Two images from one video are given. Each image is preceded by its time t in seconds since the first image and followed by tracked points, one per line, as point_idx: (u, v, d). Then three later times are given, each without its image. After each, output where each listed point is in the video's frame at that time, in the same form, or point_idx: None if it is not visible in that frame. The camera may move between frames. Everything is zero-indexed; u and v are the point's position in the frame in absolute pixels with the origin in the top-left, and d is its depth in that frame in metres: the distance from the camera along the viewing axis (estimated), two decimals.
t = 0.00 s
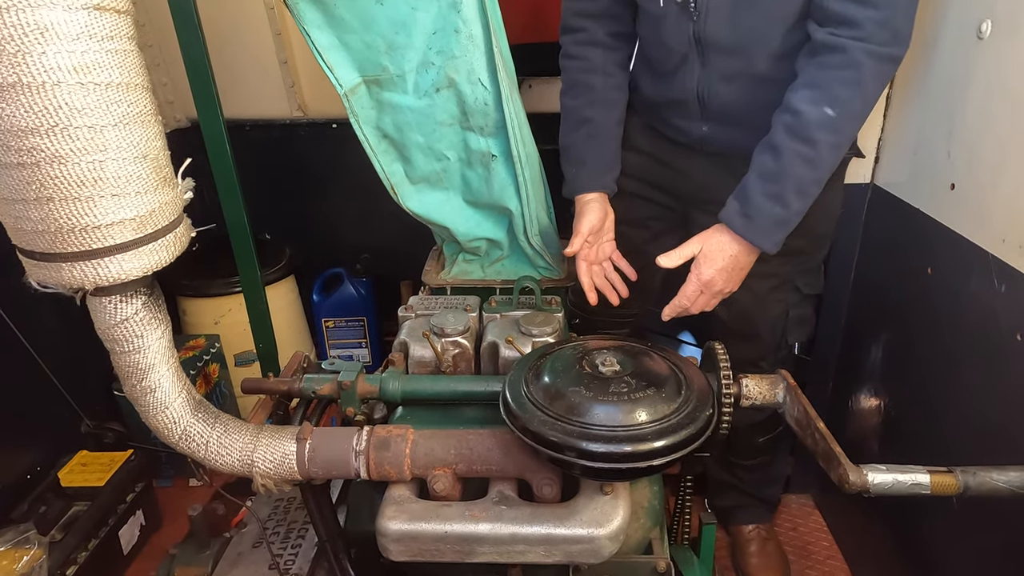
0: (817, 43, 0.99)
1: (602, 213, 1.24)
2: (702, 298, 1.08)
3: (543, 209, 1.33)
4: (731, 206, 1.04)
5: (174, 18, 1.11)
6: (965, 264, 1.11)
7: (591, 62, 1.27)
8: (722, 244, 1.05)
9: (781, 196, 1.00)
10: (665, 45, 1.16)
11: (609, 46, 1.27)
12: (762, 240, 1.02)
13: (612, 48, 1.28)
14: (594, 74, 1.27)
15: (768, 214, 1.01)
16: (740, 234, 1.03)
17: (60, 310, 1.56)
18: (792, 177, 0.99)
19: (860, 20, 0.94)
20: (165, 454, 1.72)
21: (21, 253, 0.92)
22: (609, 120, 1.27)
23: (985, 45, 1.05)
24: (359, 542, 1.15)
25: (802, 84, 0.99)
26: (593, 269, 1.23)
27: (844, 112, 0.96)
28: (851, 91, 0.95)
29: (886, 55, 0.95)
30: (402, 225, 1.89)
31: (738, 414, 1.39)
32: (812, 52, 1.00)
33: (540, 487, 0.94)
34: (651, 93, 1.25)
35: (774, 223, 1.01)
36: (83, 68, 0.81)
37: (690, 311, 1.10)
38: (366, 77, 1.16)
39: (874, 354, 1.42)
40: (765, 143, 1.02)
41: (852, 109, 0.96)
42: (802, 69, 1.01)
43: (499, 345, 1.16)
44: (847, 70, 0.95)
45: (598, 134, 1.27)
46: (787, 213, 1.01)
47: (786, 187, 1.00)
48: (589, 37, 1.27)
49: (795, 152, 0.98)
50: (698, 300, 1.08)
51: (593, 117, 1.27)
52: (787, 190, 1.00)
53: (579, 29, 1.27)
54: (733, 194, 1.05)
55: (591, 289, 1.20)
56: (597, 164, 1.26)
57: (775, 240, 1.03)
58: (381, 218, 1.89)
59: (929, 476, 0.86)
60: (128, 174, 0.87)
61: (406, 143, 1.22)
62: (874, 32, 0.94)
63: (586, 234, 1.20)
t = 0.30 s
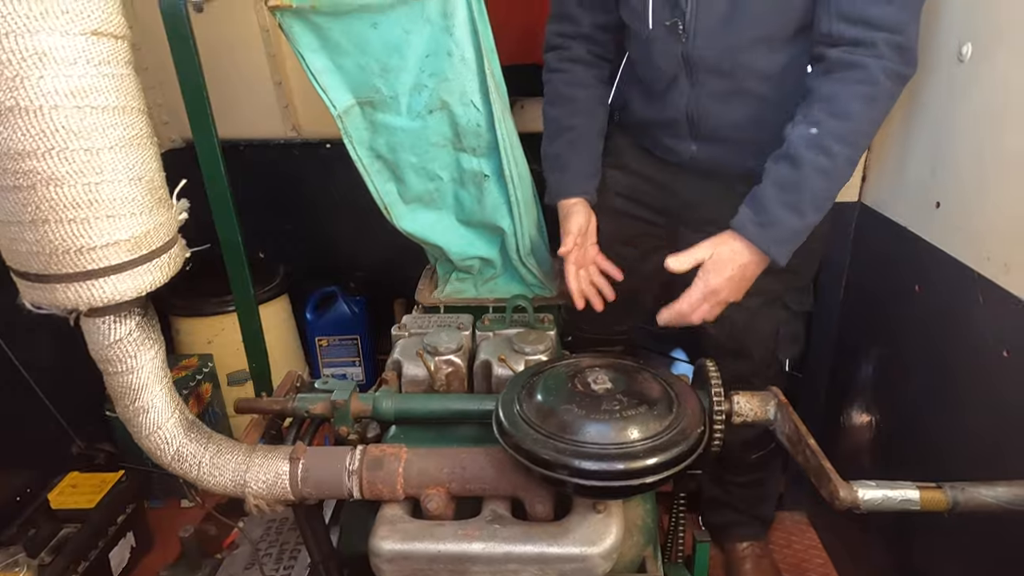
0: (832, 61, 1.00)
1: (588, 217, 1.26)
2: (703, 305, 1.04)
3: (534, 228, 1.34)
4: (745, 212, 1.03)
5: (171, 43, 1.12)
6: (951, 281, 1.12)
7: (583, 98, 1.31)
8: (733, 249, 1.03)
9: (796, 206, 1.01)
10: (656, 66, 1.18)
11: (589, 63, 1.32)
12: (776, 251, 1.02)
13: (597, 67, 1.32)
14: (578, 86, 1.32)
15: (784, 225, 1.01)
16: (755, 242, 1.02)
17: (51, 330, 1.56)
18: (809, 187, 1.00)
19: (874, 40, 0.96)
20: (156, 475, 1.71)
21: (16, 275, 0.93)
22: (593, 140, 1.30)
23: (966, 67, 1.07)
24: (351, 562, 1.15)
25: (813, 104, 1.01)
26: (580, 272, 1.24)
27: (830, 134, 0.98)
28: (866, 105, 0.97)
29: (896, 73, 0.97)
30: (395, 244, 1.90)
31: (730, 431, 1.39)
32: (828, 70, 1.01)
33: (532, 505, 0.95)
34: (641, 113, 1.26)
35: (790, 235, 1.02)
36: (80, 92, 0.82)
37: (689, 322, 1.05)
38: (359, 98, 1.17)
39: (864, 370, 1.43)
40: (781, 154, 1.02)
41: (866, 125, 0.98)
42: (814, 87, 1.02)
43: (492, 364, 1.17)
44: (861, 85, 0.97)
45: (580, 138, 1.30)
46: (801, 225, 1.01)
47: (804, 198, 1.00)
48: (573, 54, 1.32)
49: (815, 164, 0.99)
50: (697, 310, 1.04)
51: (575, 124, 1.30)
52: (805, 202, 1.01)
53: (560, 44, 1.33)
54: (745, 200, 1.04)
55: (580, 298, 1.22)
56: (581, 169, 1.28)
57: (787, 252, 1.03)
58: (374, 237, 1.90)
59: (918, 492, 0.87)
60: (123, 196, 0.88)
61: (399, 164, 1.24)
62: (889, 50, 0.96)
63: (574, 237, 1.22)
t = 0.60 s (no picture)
0: (811, 96, 1.05)
1: (579, 236, 1.31)
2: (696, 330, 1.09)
3: (527, 252, 1.38)
4: (735, 242, 1.08)
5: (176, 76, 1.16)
6: (928, 304, 1.17)
7: (575, 128, 1.37)
8: (724, 278, 1.08)
9: (785, 235, 1.05)
10: (642, 96, 1.24)
11: (582, 95, 1.38)
12: (767, 278, 1.06)
13: (586, 98, 1.38)
14: (569, 116, 1.37)
15: (773, 253, 1.05)
16: (746, 271, 1.06)
17: (54, 352, 1.59)
18: (795, 216, 1.05)
19: (850, 76, 1.02)
20: (156, 495, 1.73)
21: (31, 304, 0.99)
22: (585, 170, 1.36)
23: (937, 99, 1.12)
24: None
25: (795, 135, 1.06)
26: (578, 289, 1.27)
27: (813, 167, 1.03)
28: (848, 139, 1.02)
29: (870, 106, 1.03)
30: (392, 265, 1.94)
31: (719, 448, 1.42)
32: (806, 105, 1.06)
33: (527, 523, 0.98)
34: (630, 141, 1.31)
35: (778, 262, 1.06)
36: (97, 133, 0.89)
37: (684, 343, 1.10)
38: (358, 129, 1.22)
39: (850, 388, 1.47)
40: (767, 183, 1.07)
41: (847, 157, 1.03)
42: (794, 120, 1.07)
43: (486, 385, 1.21)
44: (839, 121, 1.02)
45: (572, 168, 1.35)
46: (789, 252, 1.06)
47: (791, 228, 1.05)
48: (564, 84, 1.38)
49: (800, 193, 1.04)
50: (692, 333, 1.09)
51: (566, 152, 1.35)
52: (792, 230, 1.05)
53: (553, 76, 1.39)
54: (735, 231, 1.08)
55: (577, 308, 1.24)
56: (570, 200, 1.34)
57: (777, 278, 1.07)
58: (371, 258, 1.94)
59: (894, 507, 0.93)
60: (135, 230, 0.95)
61: (397, 192, 1.28)
62: (863, 86, 1.02)
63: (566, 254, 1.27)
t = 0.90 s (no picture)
0: (800, 116, 1.08)
1: (581, 250, 1.32)
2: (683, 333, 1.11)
3: (525, 266, 1.41)
4: (723, 252, 1.10)
5: (180, 95, 1.19)
6: (918, 316, 1.19)
7: (571, 142, 1.39)
8: (711, 286, 1.10)
9: (772, 248, 1.08)
10: (638, 114, 1.26)
11: (580, 112, 1.41)
12: (750, 286, 1.08)
13: (584, 116, 1.41)
14: (569, 132, 1.39)
15: (760, 264, 1.08)
16: (732, 280, 1.09)
17: (56, 365, 1.60)
18: (782, 231, 1.07)
19: (837, 98, 1.05)
20: (155, 507, 1.74)
21: (40, 319, 1.02)
22: (586, 185, 1.37)
23: (924, 118, 1.15)
24: None
25: (785, 153, 1.08)
26: (574, 302, 1.28)
27: (801, 183, 1.06)
28: (836, 157, 1.05)
29: (858, 128, 1.06)
30: (390, 278, 1.96)
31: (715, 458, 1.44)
32: (795, 124, 1.09)
33: (526, 534, 1.00)
34: (626, 157, 1.34)
35: (763, 272, 1.08)
36: (108, 154, 0.91)
37: (668, 345, 1.13)
38: (359, 147, 1.25)
39: (843, 399, 1.49)
40: (756, 198, 1.09)
41: (836, 175, 1.06)
42: (785, 138, 1.10)
43: (485, 398, 1.22)
44: (826, 140, 1.05)
45: (571, 182, 1.36)
46: (775, 265, 1.08)
47: (777, 240, 1.07)
48: (563, 102, 1.41)
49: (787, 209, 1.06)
50: (677, 336, 1.11)
51: (567, 167, 1.37)
52: (777, 242, 1.07)
53: (552, 93, 1.42)
54: (724, 241, 1.11)
55: (572, 321, 1.25)
56: (570, 210, 1.35)
57: (761, 287, 1.09)
58: (370, 271, 1.96)
59: (885, 516, 0.95)
60: (143, 247, 0.97)
61: (397, 209, 1.31)
62: (851, 108, 1.05)
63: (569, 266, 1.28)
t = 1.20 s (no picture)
0: (796, 122, 1.09)
1: (578, 254, 1.33)
2: (675, 333, 1.11)
3: (521, 274, 1.42)
4: (718, 252, 1.11)
5: (179, 105, 1.20)
6: (909, 323, 1.21)
7: (568, 148, 1.39)
8: (705, 286, 1.10)
9: (766, 249, 1.09)
10: (634, 123, 1.27)
11: (577, 121, 1.42)
12: (743, 286, 1.09)
13: (581, 124, 1.42)
14: (565, 141, 1.40)
15: (755, 265, 1.09)
16: (727, 279, 1.09)
17: (52, 374, 1.60)
18: (777, 232, 1.08)
19: (831, 106, 1.06)
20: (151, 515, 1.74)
21: (38, 328, 1.02)
22: (581, 191, 1.38)
23: (914, 127, 1.17)
24: None
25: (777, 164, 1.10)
26: (573, 306, 1.29)
27: (796, 188, 1.07)
28: (831, 163, 1.06)
29: (852, 136, 1.07)
30: (387, 286, 1.97)
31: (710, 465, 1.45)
32: (792, 130, 1.10)
33: (521, 541, 1.00)
34: (622, 165, 1.35)
35: (758, 273, 1.09)
36: (106, 164, 0.92)
37: (661, 347, 1.12)
38: (356, 157, 1.26)
39: (837, 406, 1.50)
40: (752, 200, 1.10)
41: (829, 181, 1.07)
42: (781, 145, 1.11)
43: (481, 405, 1.23)
44: (821, 146, 1.06)
45: (567, 190, 1.37)
46: (768, 266, 1.09)
47: (771, 242, 1.08)
48: (560, 109, 1.42)
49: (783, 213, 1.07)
50: (668, 337, 1.11)
51: (562, 175, 1.38)
52: (772, 244, 1.08)
53: (548, 102, 1.43)
54: (719, 241, 1.12)
55: (574, 324, 1.26)
56: (566, 219, 1.36)
57: (754, 288, 1.10)
58: (366, 280, 1.97)
59: (877, 522, 0.96)
60: (141, 256, 0.98)
61: (393, 217, 1.32)
62: (847, 116, 1.06)
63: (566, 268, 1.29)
